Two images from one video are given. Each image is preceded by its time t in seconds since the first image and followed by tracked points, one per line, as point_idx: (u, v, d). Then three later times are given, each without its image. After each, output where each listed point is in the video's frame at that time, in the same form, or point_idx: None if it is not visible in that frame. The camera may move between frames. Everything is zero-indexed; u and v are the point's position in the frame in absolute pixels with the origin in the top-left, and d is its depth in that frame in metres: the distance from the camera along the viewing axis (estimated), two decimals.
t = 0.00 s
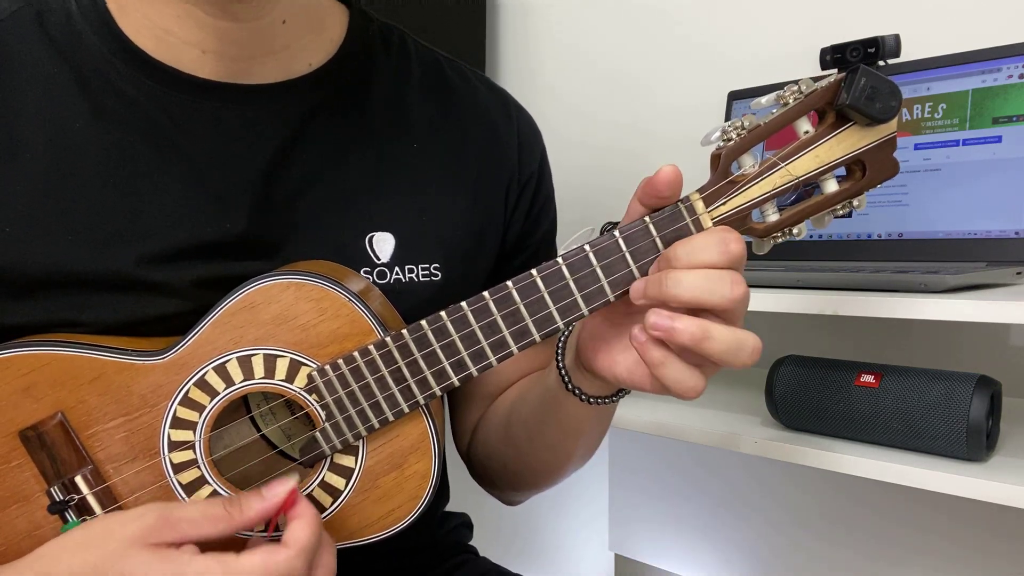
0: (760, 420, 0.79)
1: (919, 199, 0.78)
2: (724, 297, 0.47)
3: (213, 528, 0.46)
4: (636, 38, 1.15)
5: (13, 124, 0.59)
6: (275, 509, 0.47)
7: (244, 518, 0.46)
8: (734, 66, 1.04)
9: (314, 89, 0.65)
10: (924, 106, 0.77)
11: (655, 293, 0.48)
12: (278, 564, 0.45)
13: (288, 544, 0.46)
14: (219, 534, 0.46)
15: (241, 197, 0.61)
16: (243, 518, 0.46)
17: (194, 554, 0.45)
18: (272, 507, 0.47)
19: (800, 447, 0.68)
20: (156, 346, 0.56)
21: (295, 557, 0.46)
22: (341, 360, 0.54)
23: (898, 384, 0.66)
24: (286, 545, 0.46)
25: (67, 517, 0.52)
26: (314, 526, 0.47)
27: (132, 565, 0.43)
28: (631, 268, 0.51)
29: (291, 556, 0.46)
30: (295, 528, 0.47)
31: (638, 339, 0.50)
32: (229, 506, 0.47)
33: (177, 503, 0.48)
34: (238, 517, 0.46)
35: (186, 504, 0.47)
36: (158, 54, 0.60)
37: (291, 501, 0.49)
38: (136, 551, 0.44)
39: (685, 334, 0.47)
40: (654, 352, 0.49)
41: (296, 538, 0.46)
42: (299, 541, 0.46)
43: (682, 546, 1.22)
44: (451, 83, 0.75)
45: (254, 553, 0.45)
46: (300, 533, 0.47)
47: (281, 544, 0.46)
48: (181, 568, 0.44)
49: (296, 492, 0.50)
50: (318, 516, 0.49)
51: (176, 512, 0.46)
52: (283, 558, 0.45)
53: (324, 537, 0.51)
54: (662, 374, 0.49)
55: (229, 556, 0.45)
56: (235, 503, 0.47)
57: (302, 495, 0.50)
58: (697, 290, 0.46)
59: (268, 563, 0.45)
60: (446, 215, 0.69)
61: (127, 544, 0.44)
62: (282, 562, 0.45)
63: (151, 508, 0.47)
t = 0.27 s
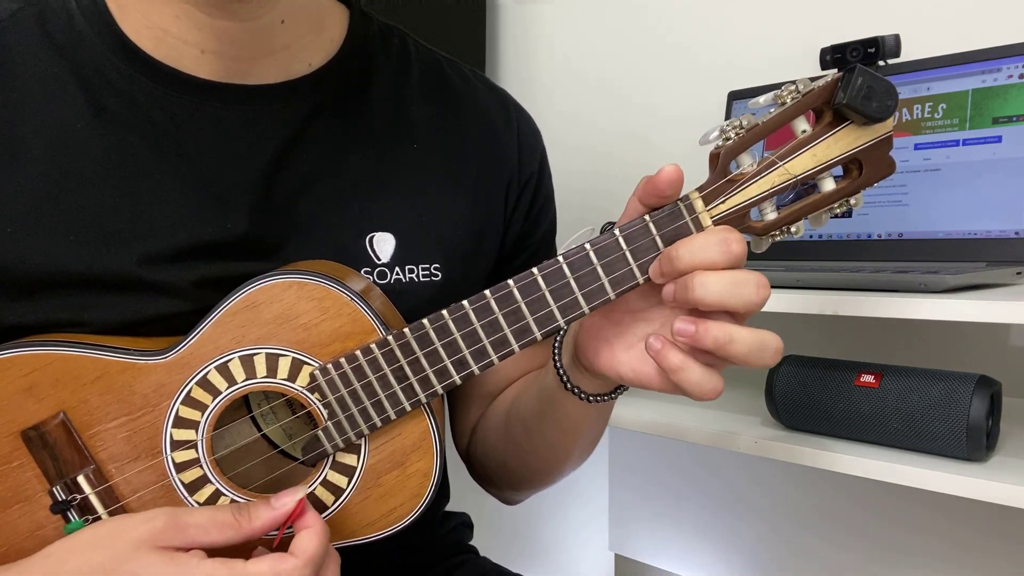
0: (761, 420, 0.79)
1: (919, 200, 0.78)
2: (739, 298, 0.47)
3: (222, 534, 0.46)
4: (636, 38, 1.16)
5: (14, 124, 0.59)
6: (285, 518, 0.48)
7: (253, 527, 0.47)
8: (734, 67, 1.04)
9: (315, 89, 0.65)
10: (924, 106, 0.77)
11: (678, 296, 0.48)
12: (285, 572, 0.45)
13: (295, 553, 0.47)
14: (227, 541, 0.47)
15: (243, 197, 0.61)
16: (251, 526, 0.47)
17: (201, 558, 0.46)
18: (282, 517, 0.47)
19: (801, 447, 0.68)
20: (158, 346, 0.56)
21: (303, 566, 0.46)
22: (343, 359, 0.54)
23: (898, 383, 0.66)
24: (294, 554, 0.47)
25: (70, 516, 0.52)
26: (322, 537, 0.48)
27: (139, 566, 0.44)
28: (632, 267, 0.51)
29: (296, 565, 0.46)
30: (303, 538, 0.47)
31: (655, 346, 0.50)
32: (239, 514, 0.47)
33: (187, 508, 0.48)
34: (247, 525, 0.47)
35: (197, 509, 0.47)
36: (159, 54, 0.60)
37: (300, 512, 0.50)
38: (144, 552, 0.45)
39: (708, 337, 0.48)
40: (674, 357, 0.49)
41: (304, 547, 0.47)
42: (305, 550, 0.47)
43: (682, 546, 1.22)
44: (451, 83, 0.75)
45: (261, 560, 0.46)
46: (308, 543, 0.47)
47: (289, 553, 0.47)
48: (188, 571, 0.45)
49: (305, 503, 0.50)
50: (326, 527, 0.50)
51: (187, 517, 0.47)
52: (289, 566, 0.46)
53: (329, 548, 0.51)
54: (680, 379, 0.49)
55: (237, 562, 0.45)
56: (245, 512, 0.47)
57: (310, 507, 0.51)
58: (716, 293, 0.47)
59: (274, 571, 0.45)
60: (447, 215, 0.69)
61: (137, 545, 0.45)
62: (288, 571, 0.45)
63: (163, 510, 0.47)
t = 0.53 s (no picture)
0: (760, 420, 0.79)
1: (919, 200, 0.78)
2: (738, 298, 0.47)
3: (224, 536, 0.46)
4: (637, 38, 1.16)
5: (15, 124, 0.59)
6: (286, 520, 0.48)
7: (255, 527, 0.47)
8: (734, 66, 1.04)
9: (315, 89, 0.65)
10: (924, 106, 0.77)
11: (678, 295, 0.48)
12: (287, 574, 0.45)
13: (298, 555, 0.47)
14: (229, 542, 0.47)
15: (243, 198, 0.61)
16: (252, 528, 0.47)
17: (202, 559, 0.46)
18: (283, 518, 0.47)
19: (801, 448, 0.68)
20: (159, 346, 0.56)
21: (304, 568, 0.46)
22: (344, 359, 0.54)
23: (898, 383, 0.66)
24: (296, 555, 0.47)
25: (71, 517, 0.52)
26: (324, 538, 0.48)
27: (140, 567, 0.44)
28: (633, 267, 0.51)
29: (299, 566, 0.46)
30: (305, 539, 0.47)
31: (655, 346, 0.50)
32: (240, 515, 0.47)
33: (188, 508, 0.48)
34: (248, 527, 0.47)
35: (198, 510, 0.47)
36: (159, 54, 0.60)
37: (302, 513, 0.49)
38: (145, 552, 0.45)
39: (706, 336, 0.48)
40: (672, 357, 0.49)
41: (305, 548, 0.47)
42: (308, 551, 0.47)
43: (681, 546, 1.22)
44: (451, 83, 0.75)
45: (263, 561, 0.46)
46: (309, 544, 0.47)
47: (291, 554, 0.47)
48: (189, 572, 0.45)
49: (306, 505, 0.50)
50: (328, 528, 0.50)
51: (188, 517, 0.47)
52: (292, 568, 0.46)
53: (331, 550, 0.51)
54: (679, 379, 0.49)
55: (238, 563, 0.45)
56: (246, 513, 0.47)
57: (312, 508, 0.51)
58: (714, 292, 0.47)
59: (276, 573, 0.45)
60: (447, 215, 0.69)
61: (137, 546, 0.45)
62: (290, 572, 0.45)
63: (163, 511, 0.47)
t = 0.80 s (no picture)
0: (760, 420, 0.79)
1: (919, 200, 0.78)
2: (733, 297, 0.47)
3: (225, 532, 0.46)
4: (637, 38, 1.16)
5: (16, 125, 0.59)
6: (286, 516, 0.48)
7: (256, 523, 0.47)
8: (734, 67, 1.05)
9: (315, 89, 0.65)
10: (924, 106, 0.78)
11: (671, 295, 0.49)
12: (288, 569, 0.45)
13: (299, 550, 0.47)
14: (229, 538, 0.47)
15: (244, 198, 0.61)
16: (252, 524, 0.47)
17: (204, 554, 0.46)
18: (283, 514, 0.47)
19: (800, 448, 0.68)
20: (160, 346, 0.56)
21: (306, 563, 0.46)
22: (345, 358, 0.54)
23: (898, 383, 0.66)
24: (297, 551, 0.47)
25: (72, 516, 0.52)
26: (325, 533, 0.48)
27: (142, 564, 0.44)
28: (632, 267, 0.52)
29: (300, 562, 0.46)
30: (306, 535, 0.47)
31: (651, 345, 0.50)
32: (240, 511, 0.47)
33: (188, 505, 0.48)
34: (248, 523, 0.47)
35: (198, 507, 0.48)
36: (160, 55, 0.60)
37: (302, 510, 0.50)
38: (146, 550, 0.45)
39: (702, 335, 0.48)
40: (668, 356, 0.49)
41: (307, 544, 0.47)
42: (309, 547, 0.47)
43: (681, 546, 1.22)
44: (451, 84, 0.75)
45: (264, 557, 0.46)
46: (310, 539, 0.47)
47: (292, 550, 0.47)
48: (190, 568, 0.44)
49: (307, 501, 0.50)
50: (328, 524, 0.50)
51: (188, 514, 0.47)
52: (293, 564, 0.46)
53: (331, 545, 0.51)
54: (674, 378, 0.50)
55: (239, 558, 0.45)
56: (247, 509, 0.47)
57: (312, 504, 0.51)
58: (708, 291, 0.47)
59: (278, 569, 0.45)
60: (448, 216, 0.69)
61: (138, 545, 0.45)
62: (292, 568, 0.45)
63: (163, 508, 0.47)
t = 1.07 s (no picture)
0: (760, 420, 0.79)
1: (919, 200, 0.78)
2: (732, 296, 0.47)
3: (221, 526, 0.46)
4: (637, 38, 1.16)
5: (16, 125, 0.59)
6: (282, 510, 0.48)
7: (251, 517, 0.46)
8: (734, 67, 1.05)
9: (315, 89, 0.65)
10: (924, 105, 0.78)
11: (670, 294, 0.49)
12: (286, 562, 0.45)
13: (296, 544, 0.47)
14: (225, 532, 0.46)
15: (244, 198, 0.61)
16: (249, 518, 0.46)
17: (201, 548, 0.46)
18: (280, 508, 0.47)
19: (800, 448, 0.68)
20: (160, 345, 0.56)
21: (303, 557, 0.46)
22: (345, 358, 0.54)
23: (898, 383, 0.66)
24: (294, 544, 0.46)
25: (71, 516, 0.52)
26: (323, 527, 0.48)
27: (139, 560, 0.44)
28: (632, 267, 0.52)
29: (297, 555, 0.46)
30: (303, 528, 0.47)
31: (650, 344, 0.50)
32: (236, 505, 0.47)
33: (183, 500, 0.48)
34: (245, 517, 0.46)
35: (193, 501, 0.47)
36: (160, 55, 0.60)
37: (299, 504, 0.50)
38: (142, 546, 0.45)
39: (701, 335, 0.48)
40: (666, 355, 0.49)
41: (304, 537, 0.47)
42: (306, 540, 0.46)
43: (681, 546, 1.22)
44: (451, 84, 0.75)
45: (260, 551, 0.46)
46: (308, 533, 0.47)
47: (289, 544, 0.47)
48: (188, 562, 0.45)
49: (303, 495, 0.50)
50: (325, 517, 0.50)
51: (183, 508, 0.47)
52: (290, 557, 0.45)
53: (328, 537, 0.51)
54: (673, 377, 0.50)
55: (236, 552, 0.45)
56: (242, 503, 0.47)
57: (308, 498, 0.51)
58: (707, 290, 0.47)
59: (275, 562, 0.45)
60: (448, 216, 0.69)
61: (137, 545, 0.45)
62: (289, 561, 0.45)
63: (158, 503, 0.47)
